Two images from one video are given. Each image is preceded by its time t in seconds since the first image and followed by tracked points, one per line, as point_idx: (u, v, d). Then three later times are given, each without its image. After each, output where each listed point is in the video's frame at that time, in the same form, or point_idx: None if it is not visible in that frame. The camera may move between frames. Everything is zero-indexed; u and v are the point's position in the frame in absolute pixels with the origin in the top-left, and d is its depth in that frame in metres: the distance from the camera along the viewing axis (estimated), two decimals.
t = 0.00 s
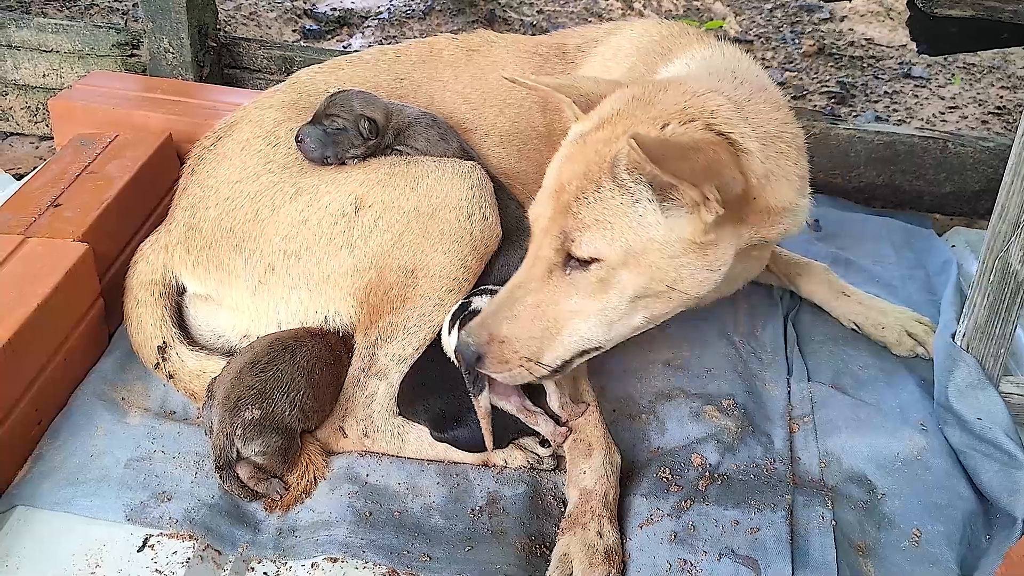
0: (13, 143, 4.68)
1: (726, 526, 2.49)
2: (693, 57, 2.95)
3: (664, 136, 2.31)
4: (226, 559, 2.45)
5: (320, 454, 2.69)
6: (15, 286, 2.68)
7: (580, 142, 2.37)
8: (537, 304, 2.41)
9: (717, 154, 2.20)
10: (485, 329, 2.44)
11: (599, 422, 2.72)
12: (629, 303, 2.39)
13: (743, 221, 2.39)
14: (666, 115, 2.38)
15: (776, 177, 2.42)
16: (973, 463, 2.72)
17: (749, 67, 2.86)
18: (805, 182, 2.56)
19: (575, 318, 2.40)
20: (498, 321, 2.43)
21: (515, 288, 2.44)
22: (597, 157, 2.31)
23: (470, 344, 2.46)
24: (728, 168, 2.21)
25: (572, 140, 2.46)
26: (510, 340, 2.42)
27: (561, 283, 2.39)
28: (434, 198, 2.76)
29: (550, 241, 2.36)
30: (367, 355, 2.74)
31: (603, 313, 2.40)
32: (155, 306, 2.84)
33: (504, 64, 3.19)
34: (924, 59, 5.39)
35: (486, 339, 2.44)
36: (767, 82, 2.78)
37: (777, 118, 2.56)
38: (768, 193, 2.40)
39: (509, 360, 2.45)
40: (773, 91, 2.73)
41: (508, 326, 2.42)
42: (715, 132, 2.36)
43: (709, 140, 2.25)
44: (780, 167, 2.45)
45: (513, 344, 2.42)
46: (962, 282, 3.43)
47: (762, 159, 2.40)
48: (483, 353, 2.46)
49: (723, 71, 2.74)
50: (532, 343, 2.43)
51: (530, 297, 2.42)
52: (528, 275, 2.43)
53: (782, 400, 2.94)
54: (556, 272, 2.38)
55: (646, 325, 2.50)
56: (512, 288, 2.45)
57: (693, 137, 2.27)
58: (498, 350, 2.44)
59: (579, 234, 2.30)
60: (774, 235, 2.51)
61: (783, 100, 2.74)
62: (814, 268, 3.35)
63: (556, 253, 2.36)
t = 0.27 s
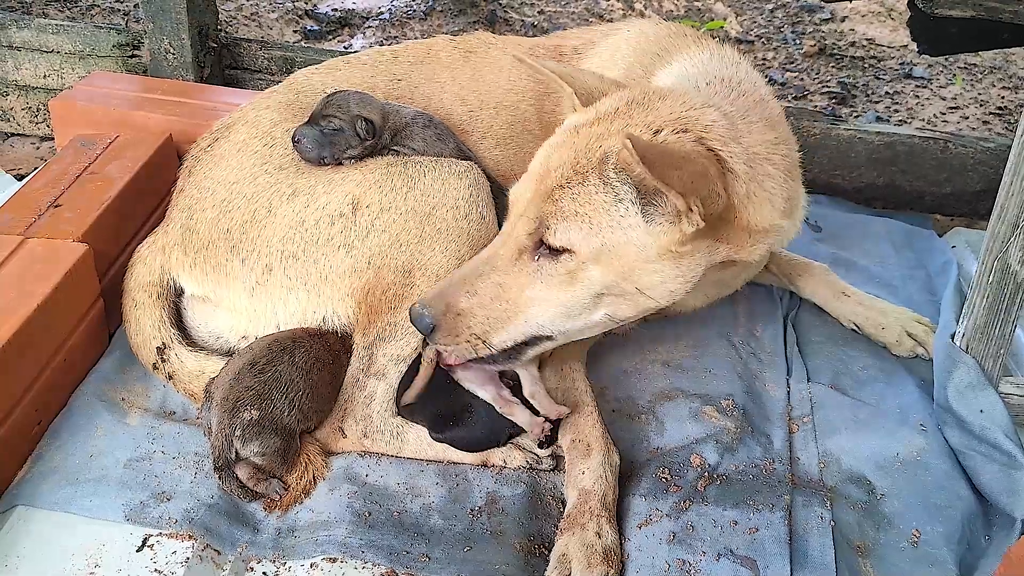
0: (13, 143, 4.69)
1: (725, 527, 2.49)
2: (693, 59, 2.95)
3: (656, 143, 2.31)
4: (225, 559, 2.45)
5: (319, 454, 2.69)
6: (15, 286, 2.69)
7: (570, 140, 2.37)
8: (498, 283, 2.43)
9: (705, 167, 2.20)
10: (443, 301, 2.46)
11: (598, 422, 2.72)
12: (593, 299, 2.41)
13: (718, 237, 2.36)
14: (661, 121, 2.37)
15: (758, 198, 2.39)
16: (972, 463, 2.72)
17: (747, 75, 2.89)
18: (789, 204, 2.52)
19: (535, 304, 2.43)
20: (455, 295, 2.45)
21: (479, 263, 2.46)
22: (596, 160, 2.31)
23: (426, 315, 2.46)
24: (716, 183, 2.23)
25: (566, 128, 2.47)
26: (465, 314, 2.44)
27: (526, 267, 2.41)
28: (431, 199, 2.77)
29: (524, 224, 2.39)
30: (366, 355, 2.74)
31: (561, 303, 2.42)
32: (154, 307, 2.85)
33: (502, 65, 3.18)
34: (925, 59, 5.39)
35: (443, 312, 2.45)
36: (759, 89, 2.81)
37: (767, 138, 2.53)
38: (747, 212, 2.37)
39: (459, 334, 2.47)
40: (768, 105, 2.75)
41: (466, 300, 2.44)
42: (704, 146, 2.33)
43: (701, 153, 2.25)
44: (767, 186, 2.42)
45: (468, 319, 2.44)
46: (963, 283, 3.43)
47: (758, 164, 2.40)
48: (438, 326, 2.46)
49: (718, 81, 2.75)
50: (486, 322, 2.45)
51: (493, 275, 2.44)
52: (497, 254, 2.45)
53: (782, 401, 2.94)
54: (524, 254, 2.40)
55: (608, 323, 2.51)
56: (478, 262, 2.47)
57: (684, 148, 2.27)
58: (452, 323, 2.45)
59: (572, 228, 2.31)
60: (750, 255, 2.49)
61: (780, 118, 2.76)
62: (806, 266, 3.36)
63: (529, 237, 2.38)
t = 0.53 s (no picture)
0: (15, 142, 4.69)
1: (725, 526, 2.48)
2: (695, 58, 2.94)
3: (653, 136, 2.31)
4: (225, 558, 2.45)
5: (319, 453, 2.69)
6: (16, 284, 2.69)
7: (570, 136, 2.36)
8: (507, 291, 2.41)
9: (702, 157, 2.21)
10: (452, 313, 2.44)
11: (598, 421, 2.72)
12: (599, 299, 2.40)
13: (721, 226, 2.37)
14: (655, 120, 2.36)
15: (760, 186, 2.39)
16: (973, 463, 2.72)
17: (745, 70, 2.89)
18: (791, 194, 2.53)
19: (544, 310, 2.41)
20: (465, 306, 2.43)
21: (487, 274, 2.45)
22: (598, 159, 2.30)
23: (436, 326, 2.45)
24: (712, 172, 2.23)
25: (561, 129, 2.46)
26: (476, 325, 2.42)
27: (531, 273, 2.40)
28: (432, 198, 2.77)
29: (526, 230, 2.39)
30: (366, 354, 2.73)
31: (570, 306, 2.40)
32: (154, 306, 2.85)
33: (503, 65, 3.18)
34: (927, 59, 5.38)
35: (453, 323, 2.43)
36: (760, 87, 2.80)
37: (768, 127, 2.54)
38: (750, 201, 2.38)
39: (473, 347, 2.45)
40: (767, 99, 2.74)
41: (475, 310, 2.42)
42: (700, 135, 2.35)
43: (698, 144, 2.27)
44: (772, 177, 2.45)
45: (480, 329, 2.42)
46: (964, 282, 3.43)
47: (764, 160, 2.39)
48: (450, 338, 2.44)
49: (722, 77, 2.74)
50: (497, 332, 2.43)
51: (501, 285, 2.42)
52: (502, 263, 2.45)
53: (782, 400, 2.94)
54: (529, 261, 2.40)
55: (615, 323, 2.49)
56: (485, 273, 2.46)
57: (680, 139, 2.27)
58: (465, 336, 2.43)
59: (573, 229, 2.29)
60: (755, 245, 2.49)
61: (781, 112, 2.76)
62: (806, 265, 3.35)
63: (532, 242, 2.38)
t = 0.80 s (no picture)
0: (14, 140, 4.68)
1: (724, 525, 2.48)
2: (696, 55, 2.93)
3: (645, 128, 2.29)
4: (223, 556, 2.44)
5: (318, 451, 2.69)
6: (14, 282, 2.68)
7: (563, 134, 2.37)
8: (508, 288, 2.41)
9: (694, 147, 2.17)
10: (454, 311, 2.43)
11: (598, 420, 2.71)
12: (599, 293, 2.40)
13: (720, 216, 2.34)
14: (656, 117, 2.34)
15: (756, 176, 2.35)
16: (974, 461, 2.71)
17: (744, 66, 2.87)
18: (789, 183, 2.49)
19: (543, 305, 2.41)
20: (467, 303, 2.43)
21: (487, 271, 2.45)
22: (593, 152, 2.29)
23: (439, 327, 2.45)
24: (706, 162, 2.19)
25: (556, 123, 2.45)
26: (478, 323, 2.42)
27: (531, 269, 2.40)
28: (431, 196, 2.76)
29: (523, 224, 2.39)
30: (365, 352, 2.73)
31: (573, 300, 2.40)
32: (153, 304, 2.84)
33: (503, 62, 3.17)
34: (928, 57, 5.37)
35: (455, 321, 2.43)
36: (763, 82, 2.78)
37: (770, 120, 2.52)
38: (745, 190, 2.33)
39: (477, 343, 2.45)
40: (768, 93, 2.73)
41: (476, 308, 2.42)
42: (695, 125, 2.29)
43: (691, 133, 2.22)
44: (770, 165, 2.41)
45: (482, 326, 2.42)
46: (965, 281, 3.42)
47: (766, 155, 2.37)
48: (455, 336, 2.44)
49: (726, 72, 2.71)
50: (499, 328, 2.43)
51: (501, 279, 2.42)
52: (502, 259, 2.44)
53: (782, 398, 2.93)
54: (529, 257, 2.40)
55: (615, 314, 2.49)
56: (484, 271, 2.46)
57: (672, 129, 2.23)
58: (468, 334, 2.43)
59: (568, 224, 2.30)
60: (752, 235, 2.45)
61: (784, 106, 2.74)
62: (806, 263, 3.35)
63: (529, 238, 2.38)
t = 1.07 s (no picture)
0: (13, 138, 4.68)
1: (722, 522, 2.47)
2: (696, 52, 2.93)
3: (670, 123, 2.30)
4: (220, 553, 2.44)
5: (315, 449, 2.69)
6: (11, 278, 2.68)
7: (575, 126, 2.35)
8: (513, 269, 2.40)
9: (719, 150, 2.18)
10: (460, 289, 2.42)
11: (595, 417, 2.71)
12: (607, 283, 2.40)
13: (733, 216, 2.37)
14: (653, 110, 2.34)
15: (772, 176, 2.39)
16: (972, 458, 2.71)
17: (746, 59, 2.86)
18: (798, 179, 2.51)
19: (552, 289, 2.40)
20: (473, 283, 2.41)
21: (493, 251, 2.44)
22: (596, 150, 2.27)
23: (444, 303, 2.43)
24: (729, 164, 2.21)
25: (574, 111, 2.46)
26: (484, 302, 2.41)
27: (541, 254, 2.39)
28: (429, 193, 2.76)
29: (538, 211, 2.37)
30: (362, 350, 2.73)
31: (578, 288, 2.40)
32: (150, 300, 2.83)
33: (502, 60, 3.17)
34: (927, 55, 5.37)
35: (461, 300, 2.41)
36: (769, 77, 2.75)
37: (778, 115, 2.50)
38: (762, 191, 2.38)
39: (478, 322, 2.43)
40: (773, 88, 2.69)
41: (482, 287, 2.40)
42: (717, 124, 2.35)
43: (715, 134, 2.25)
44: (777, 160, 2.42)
45: (487, 306, 2.41)
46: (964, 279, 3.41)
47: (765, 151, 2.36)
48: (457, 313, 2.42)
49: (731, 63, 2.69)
50: (505, 309, 2.41)
51: (507, 262, 2.41)
52: (513, 241, 2.42)
53: (781, 396, 2.92)
54: (540, 242, 2.38)
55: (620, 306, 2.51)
56: (491, 252, 2.44)
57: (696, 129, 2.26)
58: (471, 311, 2.41)
59: (584, 215, 2.28)
60: (764, 232, 2.49)
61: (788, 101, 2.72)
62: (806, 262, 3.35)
63: (542, 224, 2.36)
